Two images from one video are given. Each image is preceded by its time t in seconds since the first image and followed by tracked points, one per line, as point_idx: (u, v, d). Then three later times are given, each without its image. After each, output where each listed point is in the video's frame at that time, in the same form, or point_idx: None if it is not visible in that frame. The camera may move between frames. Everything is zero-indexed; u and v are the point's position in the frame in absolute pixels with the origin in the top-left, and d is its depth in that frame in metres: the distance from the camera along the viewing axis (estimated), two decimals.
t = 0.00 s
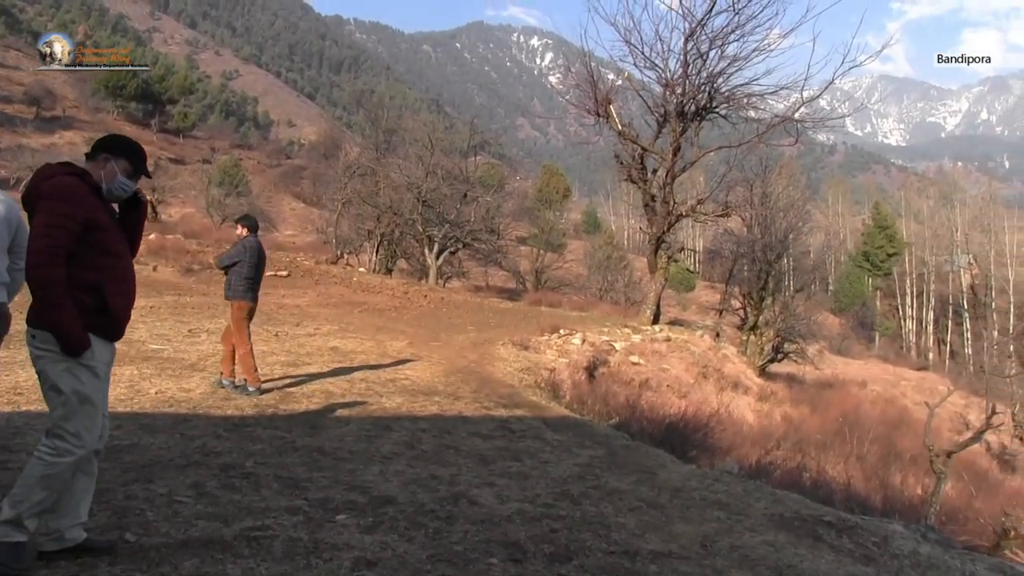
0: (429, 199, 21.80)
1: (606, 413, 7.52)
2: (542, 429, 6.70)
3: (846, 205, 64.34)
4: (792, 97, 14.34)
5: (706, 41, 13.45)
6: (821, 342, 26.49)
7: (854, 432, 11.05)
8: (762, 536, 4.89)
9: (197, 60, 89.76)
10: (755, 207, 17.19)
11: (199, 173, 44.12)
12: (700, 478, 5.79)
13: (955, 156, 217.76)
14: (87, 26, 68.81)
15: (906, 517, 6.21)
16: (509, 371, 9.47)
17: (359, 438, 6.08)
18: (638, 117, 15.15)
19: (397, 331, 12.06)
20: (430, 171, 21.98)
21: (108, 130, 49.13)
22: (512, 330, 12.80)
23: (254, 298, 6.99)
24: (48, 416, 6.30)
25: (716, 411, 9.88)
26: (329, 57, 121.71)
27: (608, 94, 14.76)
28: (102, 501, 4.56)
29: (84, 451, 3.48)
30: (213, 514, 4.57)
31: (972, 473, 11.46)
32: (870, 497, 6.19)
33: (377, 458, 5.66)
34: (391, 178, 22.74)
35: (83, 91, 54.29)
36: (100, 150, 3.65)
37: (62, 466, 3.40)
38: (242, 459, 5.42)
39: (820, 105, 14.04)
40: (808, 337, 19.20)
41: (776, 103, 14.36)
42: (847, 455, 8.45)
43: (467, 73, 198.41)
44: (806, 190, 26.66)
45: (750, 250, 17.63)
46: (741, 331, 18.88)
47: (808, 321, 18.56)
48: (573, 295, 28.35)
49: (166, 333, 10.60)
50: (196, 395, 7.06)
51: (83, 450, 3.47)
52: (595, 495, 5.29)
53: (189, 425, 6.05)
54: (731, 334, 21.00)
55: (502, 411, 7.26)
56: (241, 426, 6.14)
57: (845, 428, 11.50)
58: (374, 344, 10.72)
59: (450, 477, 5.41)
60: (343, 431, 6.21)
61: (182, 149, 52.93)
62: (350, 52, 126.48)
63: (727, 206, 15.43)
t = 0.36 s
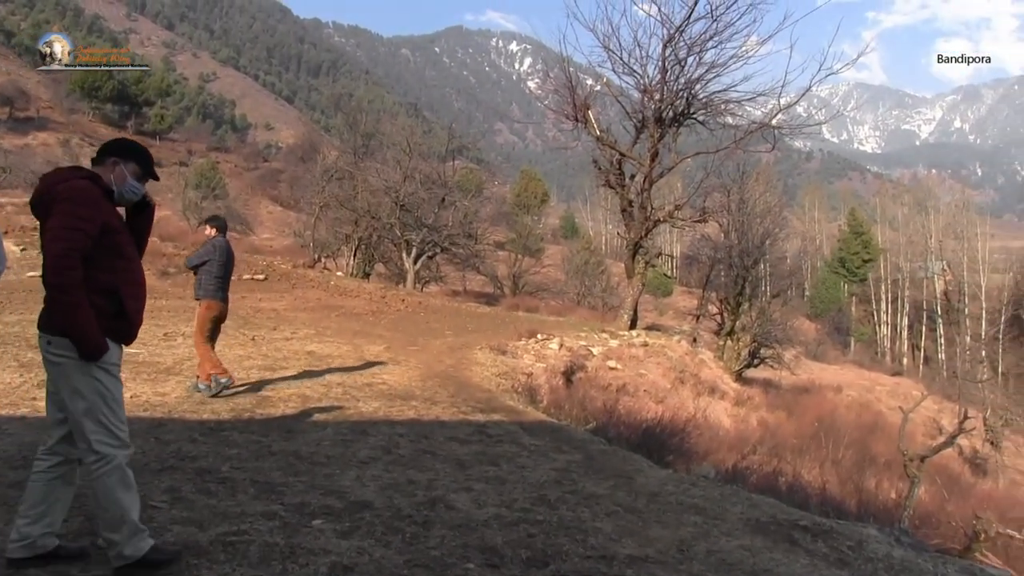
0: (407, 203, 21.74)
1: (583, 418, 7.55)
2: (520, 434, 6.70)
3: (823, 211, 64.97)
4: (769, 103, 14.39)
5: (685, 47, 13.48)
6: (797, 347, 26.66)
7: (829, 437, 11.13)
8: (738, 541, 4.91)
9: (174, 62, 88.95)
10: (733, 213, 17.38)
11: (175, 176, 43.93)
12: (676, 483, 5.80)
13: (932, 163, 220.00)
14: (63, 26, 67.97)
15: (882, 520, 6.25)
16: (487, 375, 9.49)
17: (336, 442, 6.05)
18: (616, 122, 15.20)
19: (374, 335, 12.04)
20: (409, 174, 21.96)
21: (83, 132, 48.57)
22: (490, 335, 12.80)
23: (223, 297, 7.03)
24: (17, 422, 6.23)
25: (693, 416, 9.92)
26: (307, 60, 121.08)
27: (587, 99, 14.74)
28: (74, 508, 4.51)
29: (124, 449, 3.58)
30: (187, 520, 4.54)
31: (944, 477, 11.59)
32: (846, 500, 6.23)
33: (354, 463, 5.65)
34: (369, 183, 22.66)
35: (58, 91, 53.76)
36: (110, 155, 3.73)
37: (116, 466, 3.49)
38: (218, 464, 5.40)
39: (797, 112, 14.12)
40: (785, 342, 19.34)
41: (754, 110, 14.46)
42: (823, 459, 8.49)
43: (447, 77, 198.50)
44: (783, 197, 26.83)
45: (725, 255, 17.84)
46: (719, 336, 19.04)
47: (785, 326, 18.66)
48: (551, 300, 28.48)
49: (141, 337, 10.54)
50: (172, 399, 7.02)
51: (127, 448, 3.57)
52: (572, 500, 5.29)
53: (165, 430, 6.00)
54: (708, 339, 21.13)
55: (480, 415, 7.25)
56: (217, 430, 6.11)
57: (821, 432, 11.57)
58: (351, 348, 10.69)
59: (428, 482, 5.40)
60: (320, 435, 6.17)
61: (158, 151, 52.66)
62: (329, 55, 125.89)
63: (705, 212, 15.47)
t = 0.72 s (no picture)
0: (384, 205, 21.57)
1: (561, 421, 7.61)
2: (497, 436, 6.72)
3: (799, 214, 65.56)
4: (746, 108, 14.42)
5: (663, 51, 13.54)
6: (772, 349, 26.88)
7: (804, 439, 11.23)
8: (715, 542, 4.93)
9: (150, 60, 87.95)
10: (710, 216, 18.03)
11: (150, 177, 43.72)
12: (653, 485, 5.82)
13: (907, 168, 222.91)
14: (37, 23, 67.17)
15: (855, 522, 6.32)
16: (464, 377, 9.51)
17: (313, 444, 6.04)
18: (594, 125, 15.23)
19: (351, 337, 12.02)
20: (386, 176, 21.92)
21: (57, 129, 47.87)
22: (467, 337, 12.79)
23: (193, 296, 7.15)
24: None
25: (670, 418, 9.96)
26: (286, 60, 120.38)
27: (566, 102, 14.74)
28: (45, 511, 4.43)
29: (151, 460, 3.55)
30: (163, 523, 4.49)
31: (916, 478, 11.76)
32: (820, 502, 6.29)
33: (330, 465, 5.63)
34: (347, 184, 22.58)
35: (31, 90, 53.20)
36: (141, 158, 3.73)
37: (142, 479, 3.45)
38: (194, 466, 5.35)
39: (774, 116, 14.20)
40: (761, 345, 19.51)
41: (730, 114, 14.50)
42: (798, 462, 8.57)
43: (427, 79, 198.32)
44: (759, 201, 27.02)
45: (704, 258, 18.44)
46: (697, 339, 19.17)
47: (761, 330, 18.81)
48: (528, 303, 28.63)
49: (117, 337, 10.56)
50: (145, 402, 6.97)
51: (154, 461, 3.53)
52: (549, 502, 5.30)
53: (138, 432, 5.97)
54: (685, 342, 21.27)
55: (456, 417, 7.27)
56: (193, 432, 6.07)
57: (797, 435, 11.66)
58: (328, 350, 10.67)
59: (405, 484, 5.40)
60: (296, 437, 6.16)
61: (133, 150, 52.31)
62: (307, 55, 125.18)
63: (682, 215, 15.51)
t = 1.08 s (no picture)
0: (364, 206, 21.50)
1: (540, 422, 7.64)
2: (476, 437, 6.71)
3: (777, 217, 66.08)
4: (725, 111, 14.43)
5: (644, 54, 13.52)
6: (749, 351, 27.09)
7: (781, 440, 11.30)
8: (693, 543, 4.95)
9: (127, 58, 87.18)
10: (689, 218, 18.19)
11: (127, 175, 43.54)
12: (631, 486, 5.83)
13: (884, 171, 225.14)
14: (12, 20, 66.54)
15: (831, 522, 6.37)
16: (443, 377, 9.53)
17: (291, 446, 6.01)
18: (574, 127, 15.25)
19: (330, 337, 12.03)
20: (366, 176, 21.85)
21: (32, 126, 47.35)
22: (446, 338, 12.77)
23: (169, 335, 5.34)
24: None
25: (648, 420, 9.98)
26: (265, 60, 119.72)
27: (546, 104, 14.72)
28: (18, 514, 4.35)
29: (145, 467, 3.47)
30: (138, 526, 4.42)
31: (891, 479, 11.87)
32: (798, 503, 6.32)
33: (309, 466, 5.60)
34: (326, 184, 22.49)
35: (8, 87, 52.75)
36: (167, 161, 3.68)
37: (130, 484, 3.37)
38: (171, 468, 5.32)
39: (753, 120, 14.23)
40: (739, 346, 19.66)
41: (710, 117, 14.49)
42: (776, 462, 8.62)
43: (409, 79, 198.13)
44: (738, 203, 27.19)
45: (683, 260, 18.58)
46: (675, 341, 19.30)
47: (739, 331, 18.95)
48: (508, 304, 28.70)
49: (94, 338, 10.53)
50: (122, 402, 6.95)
51: (147, 468, 3.46)
52: (528, 503, 5.30)
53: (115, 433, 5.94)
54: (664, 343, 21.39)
55: (435, 418, 7.27)
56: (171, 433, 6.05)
57: (774, 436, 11.72)
58: (307, 351, 10.66)
59: (383, 486, 5.38)
60: (274, 438, 6.13)
61: (111, 148, 52.01)
62: (287, 55, 124.80)
63: (661, 217, 15.55)
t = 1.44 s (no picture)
0: (336, 206, 21.56)
1: (511, 423, 7.66)
2: (447, 438, 6.70)
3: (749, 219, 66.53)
4: (699, 113, 14.51)
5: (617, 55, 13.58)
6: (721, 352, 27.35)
7: (752, 440, 11.39)
8: (664, 543, 4.97)
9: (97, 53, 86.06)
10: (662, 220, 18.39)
11: (95, 174, 43.04)
12: (603, 487, 5.85)
13: (857, 175, 227.62)
14: None
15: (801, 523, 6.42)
16: (414, 378, 9.52)
17: (260, 447, 5.97)
18: (547, 128, 15.27)
19: (301, 338, 12.00)
20: (338, 176, 21.84)
21: None
22: (418, 339, 12.75)
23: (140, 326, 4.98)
24: None
25: (619, 420, 10.03)
26: (237, 58, 118.76)
27: (520, 105, 14.72)
28: None
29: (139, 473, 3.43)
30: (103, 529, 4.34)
31: (859, 478, 12.00)
32: (768, 503, 6.36)
33: (279, 468, 5.56)
34: (299, 183, 22.37)
35: None
36: (195, 172, 3.80)
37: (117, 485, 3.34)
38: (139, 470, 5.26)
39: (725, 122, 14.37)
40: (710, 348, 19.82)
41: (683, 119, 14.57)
42: (747, 463, 8.66)
43: (385, 79, 197.54)
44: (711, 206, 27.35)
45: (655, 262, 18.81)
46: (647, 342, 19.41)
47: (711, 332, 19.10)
48: (480, 304, 28.78)
49: (61, 339, 10.42)
50: (89, 403, 6.92)
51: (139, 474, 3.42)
52: (499, 504, 5.30)
53: (83, 435, 5.88)
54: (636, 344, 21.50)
55: (406, 419, 7.24)
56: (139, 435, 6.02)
57: (744, 437, 11.79)
58: (278, 351, 10.64)
59: (355, 487, 5.35)
60: (244, 439, 6.10)
61: (79, 146, 51.39)
62: (259, 53, 123.94)
63: (634, 219, 15.62)
